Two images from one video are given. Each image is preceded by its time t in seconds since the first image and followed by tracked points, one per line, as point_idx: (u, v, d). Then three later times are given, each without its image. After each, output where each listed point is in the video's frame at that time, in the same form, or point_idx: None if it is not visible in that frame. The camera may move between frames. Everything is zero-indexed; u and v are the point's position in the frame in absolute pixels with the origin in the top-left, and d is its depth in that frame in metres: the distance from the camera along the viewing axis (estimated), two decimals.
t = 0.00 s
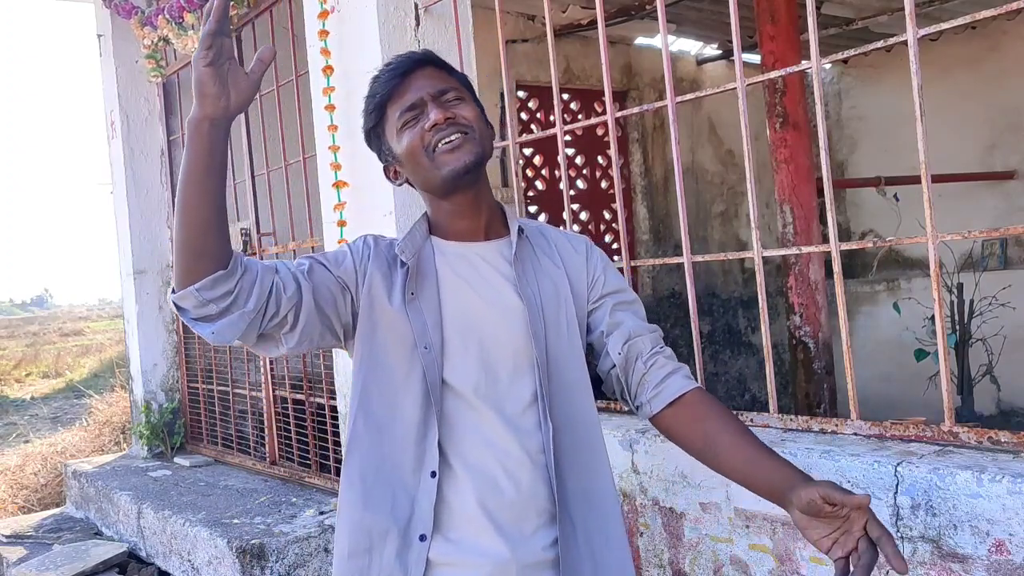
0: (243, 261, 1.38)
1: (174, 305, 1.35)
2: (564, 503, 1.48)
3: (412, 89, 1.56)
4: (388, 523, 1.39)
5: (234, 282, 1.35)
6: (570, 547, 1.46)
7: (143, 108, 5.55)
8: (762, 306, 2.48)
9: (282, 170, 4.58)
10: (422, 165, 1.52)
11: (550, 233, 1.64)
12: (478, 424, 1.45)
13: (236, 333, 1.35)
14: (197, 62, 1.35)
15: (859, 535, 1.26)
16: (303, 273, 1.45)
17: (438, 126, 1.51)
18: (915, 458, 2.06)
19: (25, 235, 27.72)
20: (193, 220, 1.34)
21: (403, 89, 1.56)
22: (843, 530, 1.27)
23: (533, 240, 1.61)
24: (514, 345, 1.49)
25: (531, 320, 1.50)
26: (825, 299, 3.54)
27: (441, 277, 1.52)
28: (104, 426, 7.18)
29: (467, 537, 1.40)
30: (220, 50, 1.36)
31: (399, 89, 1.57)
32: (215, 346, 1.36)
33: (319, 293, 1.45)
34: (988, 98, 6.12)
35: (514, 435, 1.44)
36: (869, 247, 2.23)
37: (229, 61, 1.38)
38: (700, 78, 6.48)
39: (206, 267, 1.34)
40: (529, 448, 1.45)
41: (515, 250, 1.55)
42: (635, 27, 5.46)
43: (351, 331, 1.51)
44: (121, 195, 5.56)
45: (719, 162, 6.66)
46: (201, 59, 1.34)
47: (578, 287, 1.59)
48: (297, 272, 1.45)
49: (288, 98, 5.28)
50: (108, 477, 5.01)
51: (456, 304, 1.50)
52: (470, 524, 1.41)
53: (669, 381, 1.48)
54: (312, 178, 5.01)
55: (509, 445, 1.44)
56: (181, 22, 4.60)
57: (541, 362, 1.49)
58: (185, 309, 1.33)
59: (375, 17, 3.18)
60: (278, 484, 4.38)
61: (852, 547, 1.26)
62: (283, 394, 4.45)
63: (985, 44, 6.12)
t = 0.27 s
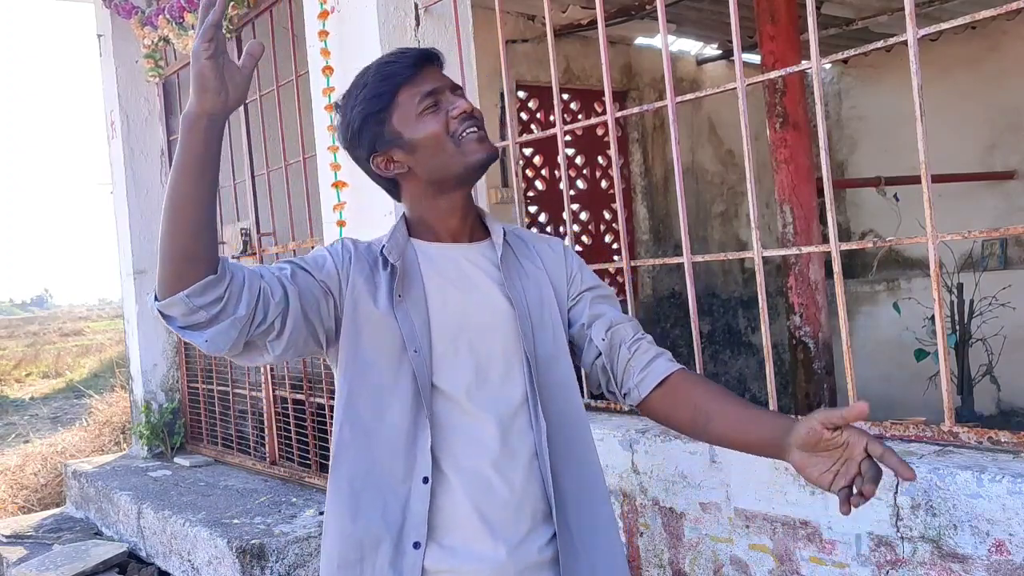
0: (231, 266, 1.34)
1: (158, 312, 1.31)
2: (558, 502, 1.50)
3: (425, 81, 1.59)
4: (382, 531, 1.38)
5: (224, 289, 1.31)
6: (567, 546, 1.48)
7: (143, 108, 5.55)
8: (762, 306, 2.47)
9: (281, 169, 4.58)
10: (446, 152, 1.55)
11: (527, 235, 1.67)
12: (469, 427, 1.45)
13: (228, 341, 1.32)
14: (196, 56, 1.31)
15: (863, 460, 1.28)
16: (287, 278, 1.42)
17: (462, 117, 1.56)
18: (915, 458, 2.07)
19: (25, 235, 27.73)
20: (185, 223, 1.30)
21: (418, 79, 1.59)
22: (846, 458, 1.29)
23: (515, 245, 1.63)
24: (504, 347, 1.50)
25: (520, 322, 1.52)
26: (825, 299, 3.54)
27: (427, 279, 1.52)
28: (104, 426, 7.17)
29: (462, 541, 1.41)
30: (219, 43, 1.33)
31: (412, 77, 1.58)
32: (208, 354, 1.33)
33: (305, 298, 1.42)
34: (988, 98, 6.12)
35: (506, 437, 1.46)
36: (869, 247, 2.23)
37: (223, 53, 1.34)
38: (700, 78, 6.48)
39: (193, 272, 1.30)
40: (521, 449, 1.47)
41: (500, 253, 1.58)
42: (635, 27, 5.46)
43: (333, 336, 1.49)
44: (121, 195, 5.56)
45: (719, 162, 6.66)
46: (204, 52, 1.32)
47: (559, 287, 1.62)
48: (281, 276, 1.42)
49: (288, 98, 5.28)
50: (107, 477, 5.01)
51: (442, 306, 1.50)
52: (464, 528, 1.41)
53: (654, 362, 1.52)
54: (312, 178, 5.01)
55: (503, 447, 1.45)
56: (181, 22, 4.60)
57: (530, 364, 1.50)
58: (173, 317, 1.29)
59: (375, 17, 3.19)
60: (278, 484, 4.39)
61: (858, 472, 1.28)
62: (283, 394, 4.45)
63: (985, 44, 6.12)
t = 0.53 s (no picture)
0: (220, 264, 1.30)
1: (145, 313, 1.26)
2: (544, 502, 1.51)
3: (378, 81, 1.57)
4: (372, 539, 1.35)
5: (214, 288, 1.27)
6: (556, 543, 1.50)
7: (143, 108, 5.55)
8: (762, 306, 2.47)
9: (281, 169, 4.58)
10: (392, 158, 1.53)
11: (492, 239, 1.69)
12: (454, 429, 1.44)
13: (224, 342, 1.28)
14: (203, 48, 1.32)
15: (845, 375, 1.37)
16: (269, 278, 1.39)
17: (412, 120, 1.54)
18: (915, 458, 2.06)
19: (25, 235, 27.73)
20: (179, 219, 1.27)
21: (369, 80, 1.57)
22: (828, 376, 1.39)
23: (485, 249, 1.65)
24: (483, 348, 1.51)
25: (498, 323, 1.54)
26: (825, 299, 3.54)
27: (403, 280, 1.51)
28: (104, 426, 7.17)
29: (452, 544, 1.40)
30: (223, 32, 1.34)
31: (363, 79, 1.57)
32: (205, 357, 1.29)
33: (288, 298, 1.39)
34: (988, 98, 6.12)
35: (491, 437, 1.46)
36: (869, 247, 2.23)
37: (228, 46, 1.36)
38: (700, 78, 6.48)
39: (187, 270, 1.26)
40: (506, 449, 1.48)
41: (475, 255, 1.60)
42: (635, 27, 5.46)
43: (309, 340, 1.45)
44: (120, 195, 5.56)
45: (719, 161, 6.66)
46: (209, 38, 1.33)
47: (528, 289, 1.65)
48: (264, 276, 1.38)
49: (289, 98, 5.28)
50: (108, 477, 5.02)
51: (422, 307, 1.49)
52: (454, 531, 1.40)
53: (627, 343, 1.58)
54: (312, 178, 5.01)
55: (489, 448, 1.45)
56: (181, 22, 4.60)
57: (511, 363, 1.53)
58: (166, 317, 1.25)
59: (375, 17, 3.20)
60: (278, 484, 4.39)
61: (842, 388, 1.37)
62: (283, 394, 4.45)
63: (985, 44, 6.11)
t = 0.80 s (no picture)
0: (187, 272, 1.26)
1: (107, 326, 1.21)
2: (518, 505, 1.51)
3: (351, 69, 1.56)
4: (345, 549, 1.34)
5: (181, 299, 1.23)
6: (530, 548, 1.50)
7: (143, 108, 5.55)
8: (762, 306, 2.47)
9: (281, 170, 4.58)
10: (371, 144, 1.52)
11: (459, 239, 1.69)
12: (426, 434, 1.44)
13: (192, 355, 1.25)
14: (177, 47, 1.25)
15: (835, 329, 1.37)
16: (235, 282, 1.36)
17: (388, 107, 1.53)
18: (915, 458, 2.06)
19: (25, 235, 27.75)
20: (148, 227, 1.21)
21: (341, 68, 1.56)
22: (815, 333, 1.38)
23: (456, 251, 1.65)
24: (453, 352, 1.51)
25: (469, 326, 1.54)
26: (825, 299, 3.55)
27: (372, 283, 1.50)
28: (104, 426, 7.18)
29: (424, 552, 1.39)
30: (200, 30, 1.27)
31: (335, 67, 1.56)
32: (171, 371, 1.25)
33: (254, 303, 1.36)
34: (988, 98, 6.12)
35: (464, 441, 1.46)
36: (869, 247, 2.23)
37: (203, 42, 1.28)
38: (700, 78, 6.48)
39: (153, 280, 1.21)
40: (478, 454, 1.48)
41: (445, 256, 1.60)
42: (635, 27, 5.46)
43: (274, 345, 1.43)
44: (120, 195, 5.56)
45: (719, 162, 6.66)
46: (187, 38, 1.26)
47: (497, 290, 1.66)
48: (229, 281, 1.35)
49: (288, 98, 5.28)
50: (107, 477, 5.02)
51: (392, 310, 1.48)
52: (427, 538, 1.39)
53: (606, 335, 1.59)
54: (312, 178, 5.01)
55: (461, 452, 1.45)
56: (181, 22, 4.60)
57: (482, 367, 1.53)
58: (130, 330, 1.21)
59: (375, 17, 3.23)
60: (278, 484, 4.39)
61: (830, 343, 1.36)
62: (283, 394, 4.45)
63: (985, 44, 6.12)
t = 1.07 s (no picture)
0: (141, 279, 1.24)
1: (58, 334, 1.20)
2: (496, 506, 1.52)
3: (328, 62, 1.58)
4: (318, 556, 1.34)
5: (135, 309, 1.22)
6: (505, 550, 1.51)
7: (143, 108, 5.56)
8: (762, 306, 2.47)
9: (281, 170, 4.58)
10: (345, 135, 1.52)
11: (441, 234, 1.69)
12: (402, 437, 1.43)
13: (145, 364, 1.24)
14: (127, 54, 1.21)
15: (837, 294, 1.37)
16: (198, 284, 1.35)
17: (362, 99, 1.53)
18: (915, 458, 2.06)
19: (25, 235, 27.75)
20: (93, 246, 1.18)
21: (317, 61, 1.57)
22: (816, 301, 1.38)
23: (436, 247, 1.65)
24: (430, 353, 1.50)
25: (447, 326, 1.54)
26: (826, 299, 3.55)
27: (347, 283, 1.49)
28: (104, 426, 7.18)
29: (398, 557, 1.39)
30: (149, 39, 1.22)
31: (310, 60, 1.57)
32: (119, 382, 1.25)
33: (217, 306, 1.36)
34: (988, 99, 6.12)
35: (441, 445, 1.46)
36: (869, 247, 2.23)
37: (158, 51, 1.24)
38: (700, 78, 6.48)
39: (104, 289, 1.19)
40: (454, 456, 1.48)
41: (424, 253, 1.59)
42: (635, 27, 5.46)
43: (244, 345, 1.43)
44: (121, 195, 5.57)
45: (719, 162, 6.66)
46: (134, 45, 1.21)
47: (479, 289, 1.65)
48: (193, 283, 1.34)
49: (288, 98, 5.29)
50: (107, 477, 5.02)
51: (368, 311, 1.48)
52: (401, 543, 1.40)
53: (599, 325, 1.59)
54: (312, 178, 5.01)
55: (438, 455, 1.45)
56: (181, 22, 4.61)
57: (461, 367, 1.53)
58: (80, 340, 1.20)
59: (375, 17, 3.22)
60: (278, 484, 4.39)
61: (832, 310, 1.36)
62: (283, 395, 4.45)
63: (985, 44, 6.12)
